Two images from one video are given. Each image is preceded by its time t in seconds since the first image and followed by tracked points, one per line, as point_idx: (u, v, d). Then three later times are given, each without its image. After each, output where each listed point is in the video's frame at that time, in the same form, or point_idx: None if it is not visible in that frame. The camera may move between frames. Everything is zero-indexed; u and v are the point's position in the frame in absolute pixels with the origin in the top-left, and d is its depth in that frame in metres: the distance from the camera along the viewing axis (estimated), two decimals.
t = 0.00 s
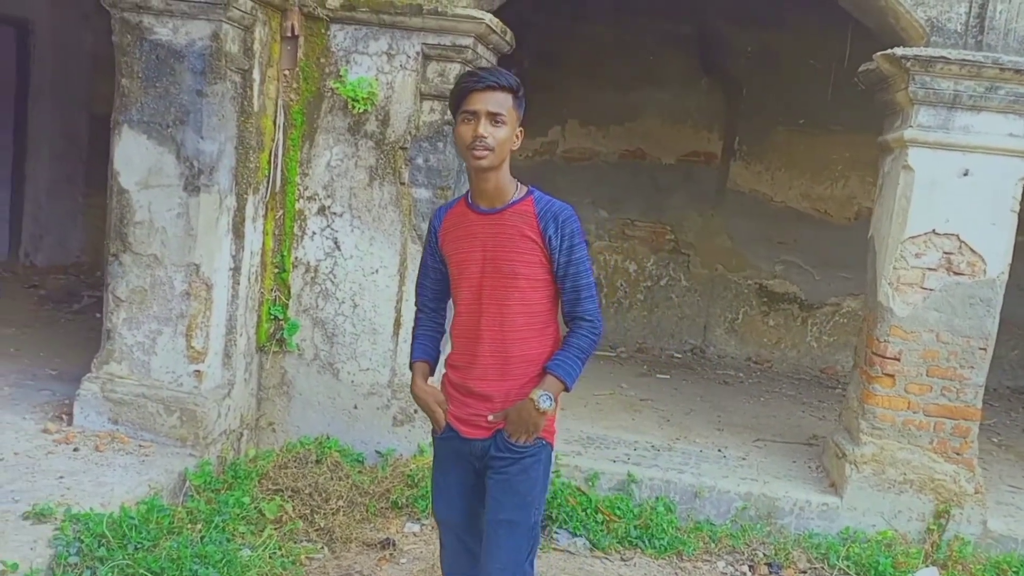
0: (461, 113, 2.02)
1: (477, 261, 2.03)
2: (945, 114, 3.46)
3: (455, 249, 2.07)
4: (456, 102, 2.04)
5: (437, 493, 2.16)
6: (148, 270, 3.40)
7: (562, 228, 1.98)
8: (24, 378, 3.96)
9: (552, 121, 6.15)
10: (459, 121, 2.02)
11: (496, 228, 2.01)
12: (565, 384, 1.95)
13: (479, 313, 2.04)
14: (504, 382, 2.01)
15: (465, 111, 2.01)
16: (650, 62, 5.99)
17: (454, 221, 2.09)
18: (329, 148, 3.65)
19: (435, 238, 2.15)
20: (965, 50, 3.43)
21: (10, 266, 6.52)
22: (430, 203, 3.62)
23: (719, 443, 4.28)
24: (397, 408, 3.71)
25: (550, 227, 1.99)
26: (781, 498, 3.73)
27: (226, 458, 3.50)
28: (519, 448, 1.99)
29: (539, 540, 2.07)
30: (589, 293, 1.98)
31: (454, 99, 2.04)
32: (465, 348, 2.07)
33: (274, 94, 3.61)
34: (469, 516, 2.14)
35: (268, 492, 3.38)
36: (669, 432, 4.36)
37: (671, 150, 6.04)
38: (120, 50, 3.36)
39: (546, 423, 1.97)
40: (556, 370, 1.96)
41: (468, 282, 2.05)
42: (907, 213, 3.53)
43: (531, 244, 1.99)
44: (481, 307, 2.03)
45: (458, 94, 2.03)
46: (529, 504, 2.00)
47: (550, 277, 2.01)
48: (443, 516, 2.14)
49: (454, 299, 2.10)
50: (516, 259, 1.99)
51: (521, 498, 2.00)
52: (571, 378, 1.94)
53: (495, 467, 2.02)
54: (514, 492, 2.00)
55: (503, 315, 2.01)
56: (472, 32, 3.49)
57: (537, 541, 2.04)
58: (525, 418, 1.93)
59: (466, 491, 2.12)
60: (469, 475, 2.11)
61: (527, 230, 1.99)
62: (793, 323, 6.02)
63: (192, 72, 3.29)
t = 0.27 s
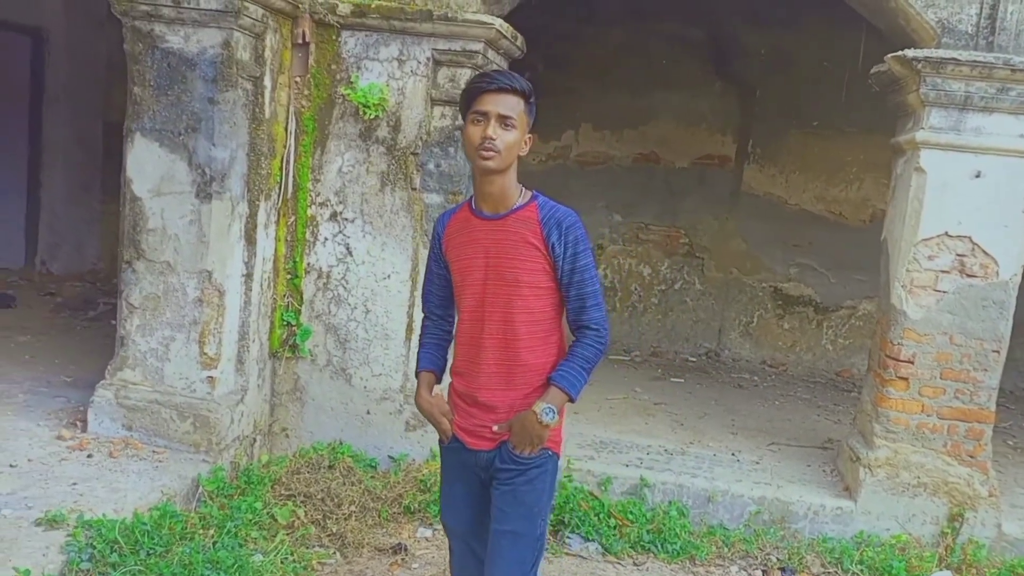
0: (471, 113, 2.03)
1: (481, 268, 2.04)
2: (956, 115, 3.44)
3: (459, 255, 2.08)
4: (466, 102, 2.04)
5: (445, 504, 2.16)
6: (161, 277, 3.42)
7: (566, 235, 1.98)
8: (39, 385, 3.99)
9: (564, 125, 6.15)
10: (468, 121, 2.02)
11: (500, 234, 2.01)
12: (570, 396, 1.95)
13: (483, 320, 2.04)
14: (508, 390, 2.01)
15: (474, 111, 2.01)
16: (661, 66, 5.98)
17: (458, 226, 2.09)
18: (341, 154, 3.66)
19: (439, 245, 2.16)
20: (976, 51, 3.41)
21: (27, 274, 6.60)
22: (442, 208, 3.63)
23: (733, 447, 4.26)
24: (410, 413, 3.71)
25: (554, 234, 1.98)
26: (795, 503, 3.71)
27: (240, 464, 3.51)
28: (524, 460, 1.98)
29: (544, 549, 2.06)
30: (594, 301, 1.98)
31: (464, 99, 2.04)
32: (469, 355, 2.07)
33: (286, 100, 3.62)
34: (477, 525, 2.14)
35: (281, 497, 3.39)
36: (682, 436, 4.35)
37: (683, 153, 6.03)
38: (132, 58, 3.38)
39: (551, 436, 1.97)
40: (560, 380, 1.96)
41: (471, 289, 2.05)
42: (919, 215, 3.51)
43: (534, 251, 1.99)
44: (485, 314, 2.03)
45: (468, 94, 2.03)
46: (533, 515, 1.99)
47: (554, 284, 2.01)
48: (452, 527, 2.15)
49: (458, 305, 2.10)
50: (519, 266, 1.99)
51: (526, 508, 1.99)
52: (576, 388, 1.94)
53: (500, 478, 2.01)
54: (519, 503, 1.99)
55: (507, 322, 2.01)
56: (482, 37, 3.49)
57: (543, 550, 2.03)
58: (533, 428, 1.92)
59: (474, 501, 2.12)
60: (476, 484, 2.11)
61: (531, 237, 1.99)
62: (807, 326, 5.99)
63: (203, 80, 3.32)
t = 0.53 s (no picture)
0: (481, 117, 2.02)
1: (486, 273, 2.02)
2: (963, 113, 3.41)
3: (465, 259, 2.07)
4: (477, 106, 2.03)
5: (443, 519, 2.14)
6: (166, 282, 3.43)
7: (576, 246, 1.97)
8: (48, 390, 4.01)
9: (570, 127, 6.15)
10: (479, 126, 2.02)
11: (508, 239, 2.00)
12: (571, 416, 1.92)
13: (486, 325, 2.02)
14: (506, 404, 1.99)
15: (485, 116, 2.00)
16: (667, 67, 5.97)
17: (466, 231, 2.09)
18: (345, 157, 3.66)
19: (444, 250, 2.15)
20: (982, 49, 3.39)
21: (37, 280, 6.63)
22: (446, 211, 3.62)
23: (741, 449, 4.24)
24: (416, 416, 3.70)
25: (563, 244, 1.97)
26: (803, 505, 3.69)
27: (246, 467, 3.52)
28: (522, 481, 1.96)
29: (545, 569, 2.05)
30: (601, 317, 1.96)
31: (475, 102, 2.03)
32: (470, 360, 2.05)
33: (290, 104, 3.63)
34: (476, 543, 2.12)
35: (287, 500, 3.39)
36: (690, 437, 4.33)
37: (689, 154, 6.01)
38: (137, 63, 3.39)
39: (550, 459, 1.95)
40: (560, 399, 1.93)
41: (475, 294, 2.04)
42: (926, 214, 3.49)
43: (541, 260, 1.98)
44: (487, 322, 2.02)
45: (479, 97, 2.02)
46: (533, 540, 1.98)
47: (559, 295, 2.00)
48: (451, 543, 2.13)
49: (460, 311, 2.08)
50: (524, 275, 1.98)
51: (525, 531, 1.98)
52: (577, 409, 1.92)
53: (498, 499, 2.00)
54: (519, 527, 1.98)
55: (508, 332, 1.99)
56: (486, 39, 3.49)
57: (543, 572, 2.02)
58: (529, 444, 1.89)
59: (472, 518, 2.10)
60: (474, 503, 2.09)
61: (539, 246, 1.98)
62: (817, 326, 5.96)
63: (207, 85, 3.32)
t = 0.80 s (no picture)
0: (494, 110, 1.94)
1: (489, 278, 1.97)
2: (964, 109, 3.40)
3: (468, 261, 2.01)
4: (491, 97, 1.95)
5: (427, 534, 2.07)
6: (167, 286, 3.44)
7: (585, 253, 1.91)
8: (51, 395, 4.02)
9: (572, 128, 6.14)
10: (491, 119, 1.94)
11: (514, 243, 1.95)
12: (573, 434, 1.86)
13: (488, 331, 1.96)
14: (506, 414, 1.94)
15: (499, 109, 1.93)
16: (669, 66, 5.96)
17: (469, 231, 2.03)
18: (344, 160, 3.66)
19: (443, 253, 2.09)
20: (982, 45, 3.37)
21: (43, 285, 6.66)
22: (446, 212, 3.62)
23: (744, 449, 4.23)
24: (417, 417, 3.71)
25: (572, 250, 1.91)
26: (806, 504, 3.68)
27: (247, 470, 3.52)
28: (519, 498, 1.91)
29: None
30: (609, 329, 1.90)
31: (489, 94, 1.95)
32: (471, 366, 2.00)
33: (289, 108, 3.63)
34: (461, 561, 2.06)
35: (289, 503, 3.39)
36: (693, 438, 4.32)
37: (691, 153, 6.00)
38: (136, 68, 3.40)
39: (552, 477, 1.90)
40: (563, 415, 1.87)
41: (478, 298, 1.98)
42: (927, 211, 3.47)
43: (548, 265, 1.92)
44: (488, 328, 1.96)
45: (493, 89, 1.94)
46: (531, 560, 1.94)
47: (566, 304, 1.94)
48: (434, 559, 2.06)
49: (460, 315, 2.03)
50: (529, 281, 1.92)
51: (522, 552, 1.93)
52: (581, 427, 1.86)
53: (493, 516, 1.95)
54: (516, 547, 1.93)
55: (510, 340, 1.94)
56: (483, 40, 3.49)
57: None
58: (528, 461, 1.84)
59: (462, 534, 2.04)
60: (465, 519, 2.03)
61: (545, 252, 1.92)
62: (821, 325, 5.94)
63: (206, 89, 3.33)
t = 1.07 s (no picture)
0: (495, 106, 1.88)
1: (485, 279, 1.87)
2: (958, 105, 3.39)
3: (460, 261, 1.91)
4: (492, 92, 1.88)
5: (396, 536, 1.95)
6: (163, 289, 3.45)
7: (588, 255, 1.85)
8: (51, 399, 4.04)
9: (570, 128, 6.14)
10: (493, 116, 1.88)
11: (513, 243, 1.86)
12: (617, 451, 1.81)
13: (483, 336, 1.88)
14: (503, 422, 1.87)
15: (500, 105, 1.86)
16: (666, 66, 5.96)
17: (463, 228, 1.93)
18: (339, 162, 3.67)
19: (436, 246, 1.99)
20: (976, 40, 3.37)
21: (45, 290, 6.68)
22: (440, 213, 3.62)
23: (742, 448, 4.23)
24: (414, 419, 3.72)
25: (575, 251, 1.85)
26: (803, 503, 3.67)
27: (244, 473, 3.53)
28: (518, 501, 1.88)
29: None
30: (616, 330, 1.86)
31: (490, 90, 1.89)
32: (463, 372, 1.90)
33: (283, 111, 3.65)
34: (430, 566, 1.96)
35: (285, 505, 3.40)
36: (691, 437, 4.32)
37: (689, 152, 6.00)
38: (130, 73, 3.42)
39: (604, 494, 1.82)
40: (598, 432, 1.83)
41: (471, 300, 1.89)
42: (922, 208, 3.47)
43: (549, 269, 1.85)
44: (484, 331, 1.87)
45: (494, 84, 1.88)
46: (524, 570, 1.92)
47: (565, 309, 1.88)
48: (399, 563, 1.93)
49: (452, 316, 1.93)
50: (530, 284, 1.84)
51: (516, 559, 1.91)
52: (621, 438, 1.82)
53: (488, 521, 1.92)
54: (512, 556, 1.91)
55: (508, 345, 1.85)
56: (476, 41, 3.50)
57: None
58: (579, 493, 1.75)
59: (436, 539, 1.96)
60: (445, 522, 1.96)
61: (548, 254, 1.85)
62: (820, 324, 5.93)
63: (200, 93, 3.34)
